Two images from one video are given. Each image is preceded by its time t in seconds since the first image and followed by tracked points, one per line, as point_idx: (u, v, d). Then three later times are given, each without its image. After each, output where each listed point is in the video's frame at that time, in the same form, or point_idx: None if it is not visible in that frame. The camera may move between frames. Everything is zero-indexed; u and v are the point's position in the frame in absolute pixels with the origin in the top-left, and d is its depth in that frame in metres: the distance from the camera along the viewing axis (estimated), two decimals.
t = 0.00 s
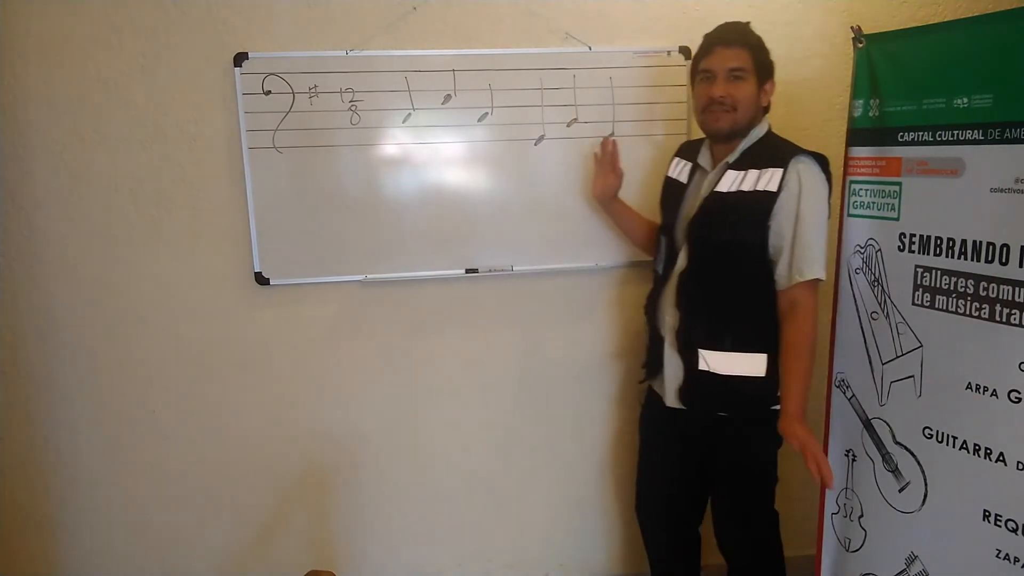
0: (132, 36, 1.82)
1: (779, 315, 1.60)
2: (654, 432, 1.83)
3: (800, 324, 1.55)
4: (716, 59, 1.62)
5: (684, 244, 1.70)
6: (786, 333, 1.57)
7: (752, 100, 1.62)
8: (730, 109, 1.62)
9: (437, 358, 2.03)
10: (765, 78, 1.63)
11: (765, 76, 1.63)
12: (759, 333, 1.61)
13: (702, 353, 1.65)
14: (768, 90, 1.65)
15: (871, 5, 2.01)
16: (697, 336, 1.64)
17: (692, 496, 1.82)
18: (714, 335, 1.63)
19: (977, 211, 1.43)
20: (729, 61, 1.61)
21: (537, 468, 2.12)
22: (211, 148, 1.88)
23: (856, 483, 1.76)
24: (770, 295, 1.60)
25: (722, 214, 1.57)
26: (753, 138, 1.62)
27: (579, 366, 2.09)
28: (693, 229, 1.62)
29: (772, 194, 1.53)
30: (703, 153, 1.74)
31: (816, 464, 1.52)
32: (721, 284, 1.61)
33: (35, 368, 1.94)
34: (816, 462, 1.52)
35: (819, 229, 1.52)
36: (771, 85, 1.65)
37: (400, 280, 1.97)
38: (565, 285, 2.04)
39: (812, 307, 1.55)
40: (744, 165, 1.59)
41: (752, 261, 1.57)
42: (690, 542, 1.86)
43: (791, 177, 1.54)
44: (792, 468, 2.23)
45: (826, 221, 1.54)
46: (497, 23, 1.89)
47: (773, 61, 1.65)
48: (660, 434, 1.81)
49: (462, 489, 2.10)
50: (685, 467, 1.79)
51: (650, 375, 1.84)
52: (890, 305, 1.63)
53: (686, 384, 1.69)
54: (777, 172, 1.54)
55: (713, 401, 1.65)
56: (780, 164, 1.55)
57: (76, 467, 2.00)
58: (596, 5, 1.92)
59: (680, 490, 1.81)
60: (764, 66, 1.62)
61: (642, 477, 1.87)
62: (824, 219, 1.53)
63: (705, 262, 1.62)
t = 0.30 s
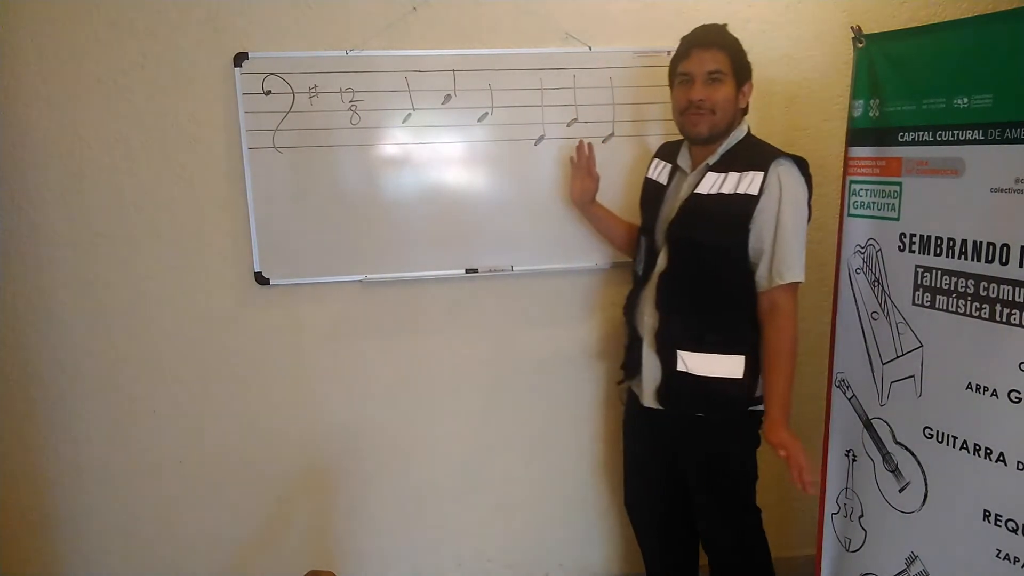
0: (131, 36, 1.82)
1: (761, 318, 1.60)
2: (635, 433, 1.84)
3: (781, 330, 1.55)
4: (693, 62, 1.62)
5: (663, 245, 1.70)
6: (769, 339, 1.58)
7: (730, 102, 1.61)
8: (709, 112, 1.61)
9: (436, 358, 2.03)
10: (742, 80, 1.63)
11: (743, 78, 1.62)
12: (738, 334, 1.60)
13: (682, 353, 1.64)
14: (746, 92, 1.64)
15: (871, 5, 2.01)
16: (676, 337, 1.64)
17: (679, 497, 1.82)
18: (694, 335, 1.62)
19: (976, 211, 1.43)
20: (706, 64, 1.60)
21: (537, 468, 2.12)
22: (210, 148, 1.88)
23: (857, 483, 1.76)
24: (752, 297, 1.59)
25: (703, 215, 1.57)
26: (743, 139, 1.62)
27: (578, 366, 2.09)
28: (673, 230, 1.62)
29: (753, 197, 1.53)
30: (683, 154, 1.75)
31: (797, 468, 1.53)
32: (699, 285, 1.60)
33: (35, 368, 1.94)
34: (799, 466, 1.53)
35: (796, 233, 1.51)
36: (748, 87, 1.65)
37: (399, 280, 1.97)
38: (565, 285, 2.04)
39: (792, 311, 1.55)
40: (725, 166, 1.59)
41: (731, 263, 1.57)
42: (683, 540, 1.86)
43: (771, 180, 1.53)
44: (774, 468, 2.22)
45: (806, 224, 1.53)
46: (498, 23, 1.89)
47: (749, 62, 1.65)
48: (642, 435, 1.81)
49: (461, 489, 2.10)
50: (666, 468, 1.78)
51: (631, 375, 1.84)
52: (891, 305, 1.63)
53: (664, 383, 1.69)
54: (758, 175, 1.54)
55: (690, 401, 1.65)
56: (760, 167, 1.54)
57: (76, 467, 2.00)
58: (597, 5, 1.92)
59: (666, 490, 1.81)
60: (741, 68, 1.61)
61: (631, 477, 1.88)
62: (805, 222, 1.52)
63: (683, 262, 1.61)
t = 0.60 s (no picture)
0: (131, 36, 1.82)
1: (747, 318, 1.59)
2: (628, 433, 1.84)
3: (766, 328, 1.54)
4: (659, 66, 1.65)
5: (655, 245, 1.70)
6: (753, 335, 1.56)
7: (686, 105, 1.61)
8: (663, 115, 1.64)
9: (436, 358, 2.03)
10: (709, 82, 1.58)
11: (708, 80, 1.58)
12: (729, 335, 1.61)
13: (672, 352, 1.64)
14: (715, 94, 1.60)
15: (871, 5, 2.01)
16: (666, 338, 1.64)
17: (673, 496, 1.82)
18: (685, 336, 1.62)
19: (976, 211, 1.43)
20: (669, 69, 1.62)
21: (537, 468, 2.12)
22: (210, 148, 1.88)
23: (857, 483, 1.76)
24: (742, 298, 1.59)
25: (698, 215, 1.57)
26: (740, 139, 1.63)
27: (578, 366, 2.09)
28: (665, 231, 1.62)
29: (746, 198, 1.53)
30: (676, 154, 1.75)
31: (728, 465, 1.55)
32: (691, 286, 1.60)
33: (35, 368, 1.94)
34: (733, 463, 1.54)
35: (790, 233, 1.52)
36: (717, 88, 1.59)
37: (399, 280, 1.97)
38: (565, 284, 2.04)
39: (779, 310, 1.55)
40: (719, 167, 1.60)
41: (722, 264, 1.57)
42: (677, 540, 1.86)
43: (763, 181, 1.53)
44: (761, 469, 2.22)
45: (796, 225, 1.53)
46: (498, 23, 1.89)
47: (726, 62, 1.57)
48: (636, 435, 1.81)
49: (462, 489, 2.10)
50: (660, 466, 1.79)
51: (620, 373, 1.85)
52: (890, 305, 1.63)
53: (654, 382, 1.69)
54: (751, 175, 1.54)
55: (683, 401, 1.65)
56: (753, 168, 1.55)
57: (75, 467, 1.99)
58: (597, 5, 1.92)
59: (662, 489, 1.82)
60: (703, 71, 1.58)
61: (626, 477, 1.87)
62: (794, 223, 1.53)
63: (675, 262, 1.61)
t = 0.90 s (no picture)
0: (131, 36, 1.82)
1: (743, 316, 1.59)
2: (628, 433, 1.84)
3: (760, 327, 1.54)
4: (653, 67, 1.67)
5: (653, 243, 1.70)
6: (748, 335, 1.56)
7: (670, 108, 1.62)
8: (652, 116, 1.67)
9: (436, 358, 2.03)
10: (693, 83, 1.58)
11: (692, 82, 1.58)
12: (726, 331, 1.61)
13: (671, 351, 1.64)
14: (699, 96, 1.59)
15: (871, 5, 2.01)
16: (665, 337, 1.64)
17: (671, 495, 1.82)
18: (683, 334, 1.62)
19: (976, 211, 1.43)
20: (659, 70, 1.64)
21: (537, 468, 2.12)
22: (210, 148, 1.88)
23: (857, 483, 1.76)
24: (737, 296, 1.59)
25: (694, 215, 1.57)
26: (737, 139, 1.62)
27: (579, 366, 2.09)
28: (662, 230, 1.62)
29: (739, 197, 1.54)
30: (675, 153, 1.74)
31: (719, 466, 1.59)
32: (688, 285, 1.60)
33: (35, 368, 1.94)
34: (723, 464, 1.58)
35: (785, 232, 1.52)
36: (701, 91, 1.59)
37: (399, 280, 1.97)
38: (565, 285, 2.04)
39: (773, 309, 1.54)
40: (713, 166, 1.59)
41: (718, 263, 1.57)
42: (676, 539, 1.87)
43: (757, 179, 1.54)
44: (759, 470, 2.22)
45: (790, 223, 1.53)
46: (498, 23, 1.89)
47: (709, 64, 1.56)
48: (635, 434, 1.81)
49: (462, 489, 2.10)
50: (659, 463, 1.79)
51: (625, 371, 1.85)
52: (891, 305, 1.63)
53: (654, 381, 1.69)
54: (744, 175, 1.55)
55: (680, 401, 1.65)
56: (746, 167, 1.55)
57: (75, 467, 1.99)
58: (597, 6, 1.92)
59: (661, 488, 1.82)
60: (687, 74, 1.58)
61: (626, 476, 1.87)
62: (788, 221, 1.53)
63: (671, 261, 1.61)
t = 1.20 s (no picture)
0: (131, 36, 1.82)
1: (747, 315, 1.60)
2: (631, 432, 1.84)
3: (765, 327, 1.54)
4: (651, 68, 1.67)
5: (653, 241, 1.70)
6: (752, 334, 1.56)
7: (669, 108, 1.62)
8: (651, 117, 1.67)
9: (436, 358, 2.03)
10: (693, 83, 1.58)
11: (692, 82, 1.58)
12: (726, 330, 1.61)
13: (672, 351, 1.64)
14: (699, 96, 1.59)
15: (871, 5, 2.01)
16: (664, 335, 1.65)
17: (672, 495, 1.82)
18: (683, 334, 1.62)
19: (976, 211, 1.44)
20: (658, 70, 1.63)
21: (537, 468, 2.12)
22: (209, 148, 1.88)
23: (857, 483, 1.76)
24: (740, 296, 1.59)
25: (694, 215, 1.57)
26: (736, 139, 1.62)
27: (579, 366, 2.09)
28: (663, 230, 1.62)
29: (740, 197, 1.54)
30: (674, 152, 1.73)
31: (724, 466, 1.59)
32: (689, 285, 1.60)
33: (35, 368, 1.94)
34: (728, 463, 1.58)
35: (785, 233, 1.52)
36: (701, 91, 1.58)
37: (399, 280, 1.97)
38: (565, 285, 2.04)
39: (777, 309, 1.54)
40: (713, 166, 1.59)
41: (719, 263, 1.57)
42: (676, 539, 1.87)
43: (757, 179, 1.54)
44: (759, 470, 2.22)
45: (791, 223, 1.53)
46: (498, 23, 1.89)
47: (710, 63, 1.56)
48: (638, 433, 1.81)
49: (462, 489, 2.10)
50: (660, 463, 1.79)
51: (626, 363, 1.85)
52: (890, 305, 1.63)
53: (654, 381, 1.69)
54: (745, 175, 1.54)
55: (682, 400, 1.65)
56: (747, 167, 1.55)
57: (75, 467, 1.99)
58: (597, 6, 1.92)
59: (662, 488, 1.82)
60: (686, 74, 1.58)
61: (627, 476, 1.87)
62: (790, 221, 1.53)
63: (672, 259, 1.61)
